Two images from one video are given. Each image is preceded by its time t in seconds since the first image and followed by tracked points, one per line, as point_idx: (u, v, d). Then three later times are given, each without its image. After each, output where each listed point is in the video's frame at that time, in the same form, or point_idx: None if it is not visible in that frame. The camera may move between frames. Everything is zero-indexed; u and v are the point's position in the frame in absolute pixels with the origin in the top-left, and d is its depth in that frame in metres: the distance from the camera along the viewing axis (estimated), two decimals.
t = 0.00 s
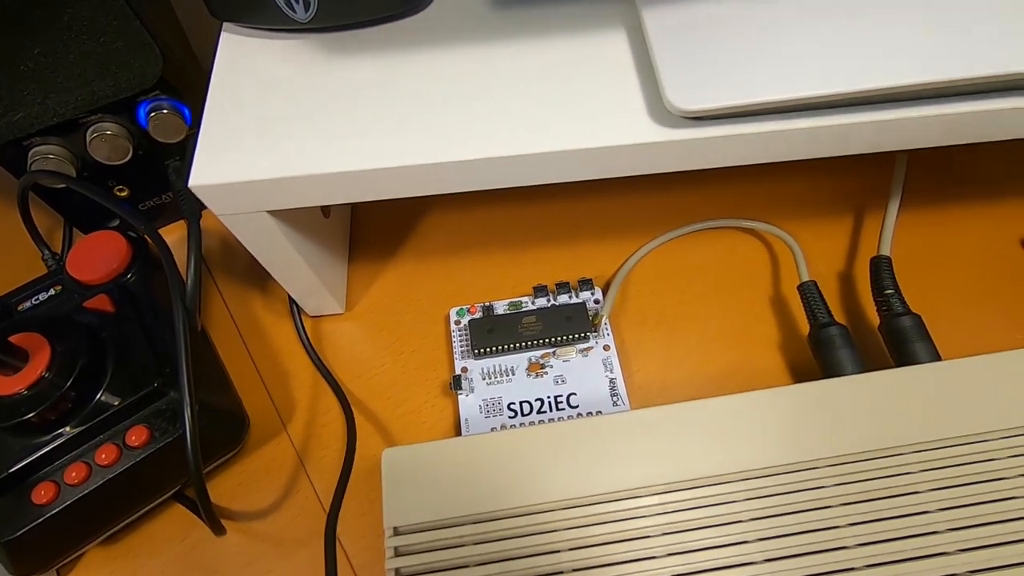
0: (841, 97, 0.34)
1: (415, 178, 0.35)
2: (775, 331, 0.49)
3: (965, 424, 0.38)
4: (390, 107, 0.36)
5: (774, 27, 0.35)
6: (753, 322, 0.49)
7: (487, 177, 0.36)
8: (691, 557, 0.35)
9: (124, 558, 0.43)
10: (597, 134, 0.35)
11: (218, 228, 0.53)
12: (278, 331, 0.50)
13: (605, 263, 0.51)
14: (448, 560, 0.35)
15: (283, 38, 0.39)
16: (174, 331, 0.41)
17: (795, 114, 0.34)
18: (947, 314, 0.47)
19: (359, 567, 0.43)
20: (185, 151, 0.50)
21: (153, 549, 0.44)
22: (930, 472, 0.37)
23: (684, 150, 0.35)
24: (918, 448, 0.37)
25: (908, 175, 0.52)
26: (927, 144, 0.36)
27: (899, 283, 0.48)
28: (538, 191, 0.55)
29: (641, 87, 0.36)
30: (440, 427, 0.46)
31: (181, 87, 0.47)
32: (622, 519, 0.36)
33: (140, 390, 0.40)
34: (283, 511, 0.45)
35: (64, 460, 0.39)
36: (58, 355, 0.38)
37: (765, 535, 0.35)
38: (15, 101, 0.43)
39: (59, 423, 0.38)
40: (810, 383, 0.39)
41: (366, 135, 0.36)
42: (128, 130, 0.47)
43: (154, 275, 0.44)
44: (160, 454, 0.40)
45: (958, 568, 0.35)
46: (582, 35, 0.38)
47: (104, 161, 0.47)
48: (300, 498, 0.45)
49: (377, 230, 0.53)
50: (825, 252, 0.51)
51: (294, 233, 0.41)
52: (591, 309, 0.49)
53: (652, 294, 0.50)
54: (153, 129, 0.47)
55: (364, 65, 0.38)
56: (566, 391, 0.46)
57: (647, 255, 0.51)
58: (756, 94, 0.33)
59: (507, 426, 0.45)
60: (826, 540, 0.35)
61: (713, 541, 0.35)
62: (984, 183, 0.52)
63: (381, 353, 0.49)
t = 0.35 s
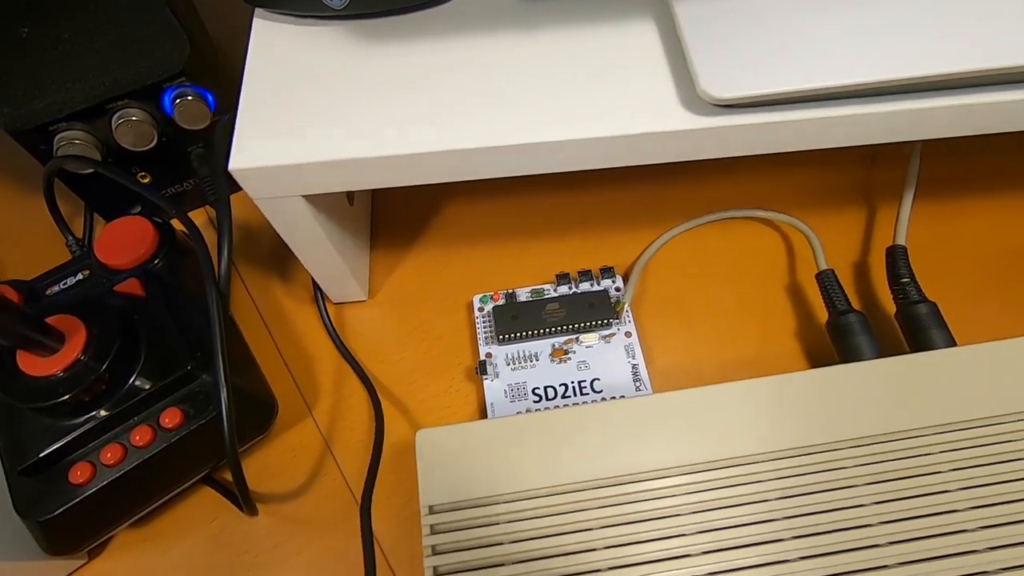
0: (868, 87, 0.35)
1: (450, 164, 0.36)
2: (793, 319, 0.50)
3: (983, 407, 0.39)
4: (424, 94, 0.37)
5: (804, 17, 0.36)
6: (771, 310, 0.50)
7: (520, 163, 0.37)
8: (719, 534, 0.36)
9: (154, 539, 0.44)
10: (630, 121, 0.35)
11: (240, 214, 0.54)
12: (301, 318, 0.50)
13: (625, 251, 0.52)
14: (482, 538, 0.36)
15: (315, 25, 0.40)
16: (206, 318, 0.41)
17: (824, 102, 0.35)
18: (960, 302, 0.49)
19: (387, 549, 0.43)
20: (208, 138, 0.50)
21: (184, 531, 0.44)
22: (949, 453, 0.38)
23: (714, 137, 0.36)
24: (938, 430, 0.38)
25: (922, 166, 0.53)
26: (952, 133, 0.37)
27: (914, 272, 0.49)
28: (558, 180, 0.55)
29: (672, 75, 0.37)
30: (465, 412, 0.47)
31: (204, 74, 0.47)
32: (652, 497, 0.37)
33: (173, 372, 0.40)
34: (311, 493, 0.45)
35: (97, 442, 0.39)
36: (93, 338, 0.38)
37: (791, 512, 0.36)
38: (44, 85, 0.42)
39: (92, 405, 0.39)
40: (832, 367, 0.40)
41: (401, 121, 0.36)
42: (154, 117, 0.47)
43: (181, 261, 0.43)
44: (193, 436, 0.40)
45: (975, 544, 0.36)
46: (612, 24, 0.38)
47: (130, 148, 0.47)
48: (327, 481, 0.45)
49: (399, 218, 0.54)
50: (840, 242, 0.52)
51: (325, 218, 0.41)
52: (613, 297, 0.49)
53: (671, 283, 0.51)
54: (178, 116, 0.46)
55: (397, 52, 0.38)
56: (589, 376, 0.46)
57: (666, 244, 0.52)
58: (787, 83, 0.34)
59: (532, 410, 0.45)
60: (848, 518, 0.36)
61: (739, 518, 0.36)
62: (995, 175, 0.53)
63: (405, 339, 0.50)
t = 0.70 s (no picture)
0: (838, 78, 0.38)
1: (459, 134, 0.39)
2: (768, 295, 0.54)
3: (936, 373, 0.43)
4: (436, 69, 0.40)
5: (786, 12, 0.39)
6: (748, 286, 0.54)
7: (523, 137, 0.40)
8: (690, 480, 0.40)
9: (170, 479, 0.47)
10: (625, 103, 0.39)
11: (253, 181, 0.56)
12: (309, 281, 0.53)
13: (616, 228, 0.55)
14: (476, 474, 0.40)
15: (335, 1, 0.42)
16: (226, 273, 0.45)
17: (800, 92, 0.39)
18: (922, 283, 0.53)
19: (387, 493, 0.47)
20: (226, 108, 0.53)
21: (197, 472, 0.48)
22: (899, 413, 0.42)
23: (700, 120, 0.39)
24: (892, 392, 0.42)
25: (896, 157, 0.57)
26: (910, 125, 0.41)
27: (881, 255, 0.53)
28: (556, 159, 0.58)
29: (664, 61, 0.40)
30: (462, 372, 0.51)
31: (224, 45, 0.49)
32: (631, 447, 0.41)
33: (195, 324, 0.43)
34: (317, 441, 0.49)
35: (122, 384, 0.43)
36: (122, 289, 0.41)
37: (755, 462, 0.41)
38: (76, 50, 0.45)
39: (118, 349, 0.42)
40: (802, 334, 0.44)
41: (415, 93, 0.39)
42: (175, 85, 0.49)
43: (200, 223, 0.46)
44: (212, 382, 0.44)
45: (914, 493, 0.41)
46: (612, 11, 0.42)
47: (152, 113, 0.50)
48: (333, 430, 0.49)
49: (404, 189, 0.57)
50: (815, 226, 0.56)
51: (339, 184, 0.45)
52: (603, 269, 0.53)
53: (658, 259, 0.55)
54: (199, 86, 0.49)
55: (412, 30, 0.41)
56: (578, 341, 0.50)
57: (655, 223, 0.55)
58: (771, 70, 0.37)
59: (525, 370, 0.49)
60: (806, 469, 0.41)
61: (709, 467, 0.40)
62: (965, 167, 0.56)
63: (407, 304, 0.53)
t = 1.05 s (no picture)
0: (761, 97, 0.44)
1: (431, 140, 0.44)
2: (717, 292, 0.58)
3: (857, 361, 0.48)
4: (410, 84, 0.45)
5: (719, 39, 0.45)
6: (700, 284, 0.59)
7: (487, 143, 0.45)
8: (631, 453, 0.45)
9: (161, 454, 0.52)
10: (578, 116, 0.44)
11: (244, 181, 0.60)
12: (295, 273, 0.58)
13: (580, 229, 0.60)
14: (438, 447, 0.45)
15: (322, 21, 0.47)
16: (218, 264, 0.49)
17: (731, 109, 0.45)
18: (856, 283, 0.58)
19: (362, 468, 0.51)
20: (219, 112, 0.57)
21: (188, 447, 0.52)
22: (824, 397, 0.47)
23: (642, 132, 0.45)
24: (818, 379, 0.47)
25: (838, 168, 0.62)
26: (828, 139, 0.47)
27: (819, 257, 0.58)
28: (527, 164, 0.62)
29: (612, 81, 0.45)
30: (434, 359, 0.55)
31: (218, 54, 0.54)
32: (579, 423, 0.46)
33: (188, 311, 0.47)
34: (299, 421, 0.53)
35: (120, 363, 0.47)
36: (122, 277, 0.46)
37: (691, 438, 0.45)
38: (80, 59, 0.49)
39: (117, 332, 0.46)
40: (737, 326, 0.49)
41: (391, 106, 0.44)
42: (173, 91, 0.53)
43: (195, 218, 0.50)
44: (202, 363, 0.48)
45: (835, 468, 0.45)
46: (569, 35, 0.47)
47: (151, 117, 0.54)
48: (314, 411, 0.53)
49: (384, 189, 0.61)
50: (763, 229, 0.60)
51: (322, 184, 0.49)
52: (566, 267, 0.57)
53: (618, 258, 0.59)
54: (195, 92, 0.53)
55: (389, 48, 0.46)
56: (541, 331, 0.55)
57: (616, 226, 0.60)
58: (700, 90, 0.43)
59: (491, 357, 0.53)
60: (737, 444, 0.45)
61: (648, 441, 0.45)
62: (902, 177, 0.61)
63: (385, 296, 0.57)
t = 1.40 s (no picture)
0: (737, 115, 0.46)
1: (424, 155, 0.46)
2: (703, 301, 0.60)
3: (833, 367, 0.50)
4: (404, 102, 0.47)
5: (699, 59, 0.47)
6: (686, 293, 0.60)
7: (478, 156, 0.47)
8: (613, 455, 0.47)
9: (160, 459, 0.53)
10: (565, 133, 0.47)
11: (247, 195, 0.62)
12: (293, 283, 0.59)
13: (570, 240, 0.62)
14: (432, 449, 0.47)
15: (321, 43, 0.50)
16: (219, 273, 0.51)
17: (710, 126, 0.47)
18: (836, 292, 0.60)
19: (358, 472, 0.53)
20: (221, 128, 0.58)
21: (188, 452, 0.53)
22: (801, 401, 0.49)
23: (626, 148, 0.47)
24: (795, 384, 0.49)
25: (818, 181, 0.64)
26: (803, 154, 0.49)
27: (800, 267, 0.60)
28: (519, 176, 0.64)
29: (597, 99, 0.48)
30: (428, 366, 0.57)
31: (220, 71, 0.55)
32: (564, 427, 0.48)
33: (190, 319, 0.49)
34: (297, 426, 0.54)
35: (123, 370, 0.48)
36: (127, 286, 0.47)
37: (671, 440, 0.47)
38: (91, 77, 0.51)
39: (121, 339, 0.48)
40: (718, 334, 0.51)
41: (386, 123, 0.47)
42: (177, 107, 0.55)
43: (196, 229, 0.52)
44: (203, 369, 0.50)
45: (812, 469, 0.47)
46: (555, 56, 0.49)
47: (156, 132, 0.56)
48: (311, 417, 0.55)
49: (380, 202, 0.63)
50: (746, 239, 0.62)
51: (320, 197, 0.52)
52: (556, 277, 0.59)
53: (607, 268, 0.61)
54: (199, 109, 0.55)
55: (385, 69, 0.49)
56: (532, 338, 0.56)
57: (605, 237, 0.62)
58: (681, 108, 0.45)
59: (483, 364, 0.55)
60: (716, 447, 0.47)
61: (630, 444, 0.47)
62: (879, 190, 0.64)
63: (380, 305, 0.59)
